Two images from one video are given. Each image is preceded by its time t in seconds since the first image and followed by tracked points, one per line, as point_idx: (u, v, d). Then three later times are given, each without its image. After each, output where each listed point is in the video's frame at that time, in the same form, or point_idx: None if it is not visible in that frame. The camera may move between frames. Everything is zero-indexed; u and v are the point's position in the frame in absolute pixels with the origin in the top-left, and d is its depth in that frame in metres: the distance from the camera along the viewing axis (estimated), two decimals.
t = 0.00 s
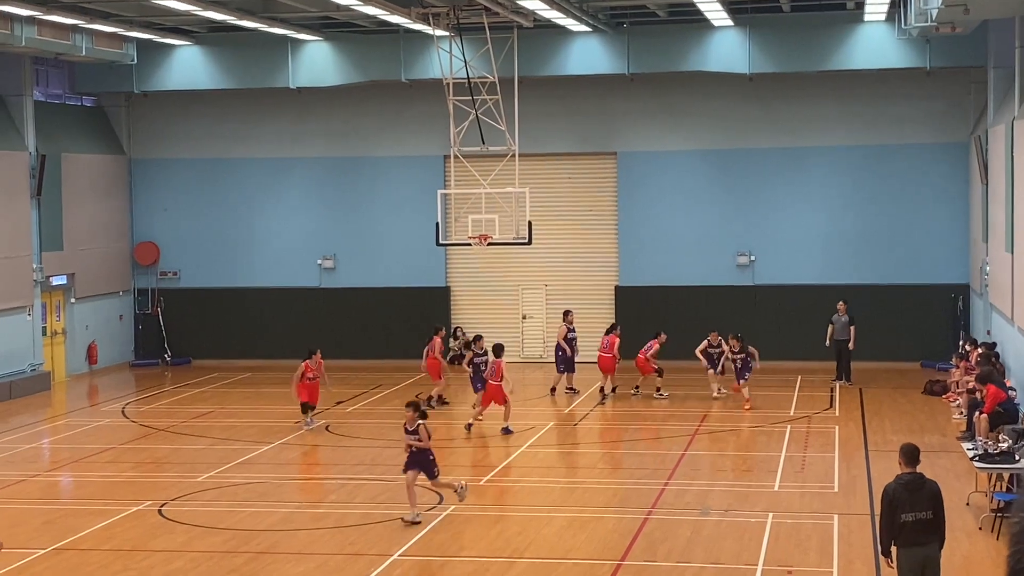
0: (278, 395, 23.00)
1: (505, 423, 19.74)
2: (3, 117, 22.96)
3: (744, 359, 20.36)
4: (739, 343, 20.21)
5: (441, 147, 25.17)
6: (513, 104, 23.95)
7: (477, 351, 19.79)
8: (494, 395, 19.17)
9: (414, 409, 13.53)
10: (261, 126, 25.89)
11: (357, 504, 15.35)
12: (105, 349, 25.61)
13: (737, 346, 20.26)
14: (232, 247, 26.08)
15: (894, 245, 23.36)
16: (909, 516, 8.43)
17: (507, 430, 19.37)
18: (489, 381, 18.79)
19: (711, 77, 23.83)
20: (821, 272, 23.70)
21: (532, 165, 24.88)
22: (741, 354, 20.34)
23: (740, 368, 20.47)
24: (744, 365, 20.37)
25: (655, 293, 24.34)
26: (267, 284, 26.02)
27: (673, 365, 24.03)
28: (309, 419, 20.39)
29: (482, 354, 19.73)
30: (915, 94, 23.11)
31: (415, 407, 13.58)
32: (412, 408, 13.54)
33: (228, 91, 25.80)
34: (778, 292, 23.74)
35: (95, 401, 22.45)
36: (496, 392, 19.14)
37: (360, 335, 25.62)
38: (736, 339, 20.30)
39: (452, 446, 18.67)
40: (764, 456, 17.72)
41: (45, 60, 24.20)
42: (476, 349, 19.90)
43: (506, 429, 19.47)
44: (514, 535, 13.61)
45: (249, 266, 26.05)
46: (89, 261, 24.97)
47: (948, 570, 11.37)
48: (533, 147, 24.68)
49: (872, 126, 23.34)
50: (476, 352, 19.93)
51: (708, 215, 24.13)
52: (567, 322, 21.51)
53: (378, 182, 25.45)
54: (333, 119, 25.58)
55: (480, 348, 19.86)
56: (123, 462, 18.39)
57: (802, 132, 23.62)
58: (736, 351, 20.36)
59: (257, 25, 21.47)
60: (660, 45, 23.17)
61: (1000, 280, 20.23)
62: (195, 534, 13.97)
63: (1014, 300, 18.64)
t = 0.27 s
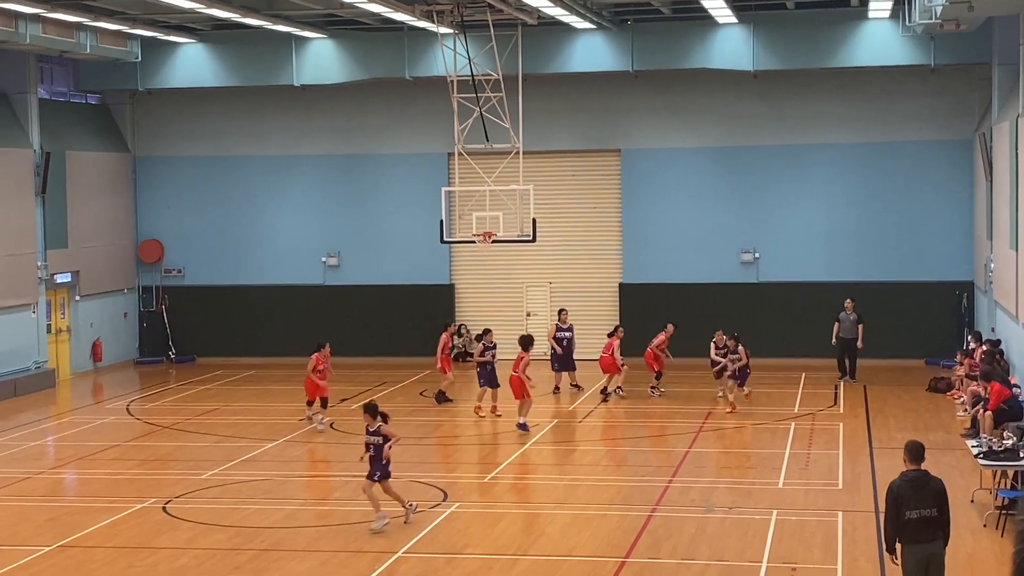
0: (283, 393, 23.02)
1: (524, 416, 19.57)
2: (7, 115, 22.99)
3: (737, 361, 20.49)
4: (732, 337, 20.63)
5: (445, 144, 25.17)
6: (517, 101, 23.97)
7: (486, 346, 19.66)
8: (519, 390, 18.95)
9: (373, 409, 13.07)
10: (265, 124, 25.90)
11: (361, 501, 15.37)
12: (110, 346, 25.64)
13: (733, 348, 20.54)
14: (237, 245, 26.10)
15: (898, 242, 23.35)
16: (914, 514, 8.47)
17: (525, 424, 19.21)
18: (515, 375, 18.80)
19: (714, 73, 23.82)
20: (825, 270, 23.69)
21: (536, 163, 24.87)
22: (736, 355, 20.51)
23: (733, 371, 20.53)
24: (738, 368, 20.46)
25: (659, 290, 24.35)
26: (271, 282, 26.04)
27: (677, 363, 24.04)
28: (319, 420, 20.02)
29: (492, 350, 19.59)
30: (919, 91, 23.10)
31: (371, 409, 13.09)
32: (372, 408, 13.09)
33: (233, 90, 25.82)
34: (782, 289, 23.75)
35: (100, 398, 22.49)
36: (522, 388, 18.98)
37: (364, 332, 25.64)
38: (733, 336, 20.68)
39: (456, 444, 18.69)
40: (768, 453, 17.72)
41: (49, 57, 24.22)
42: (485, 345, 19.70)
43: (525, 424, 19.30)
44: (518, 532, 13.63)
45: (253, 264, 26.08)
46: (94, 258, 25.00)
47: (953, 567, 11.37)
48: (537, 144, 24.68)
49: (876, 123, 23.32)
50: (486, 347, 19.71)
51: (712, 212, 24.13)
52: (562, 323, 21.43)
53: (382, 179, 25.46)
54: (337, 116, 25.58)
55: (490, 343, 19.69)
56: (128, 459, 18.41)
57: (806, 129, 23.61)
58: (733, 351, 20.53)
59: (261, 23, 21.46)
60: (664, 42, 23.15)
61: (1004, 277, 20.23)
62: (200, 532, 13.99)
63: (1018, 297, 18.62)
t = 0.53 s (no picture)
0: (289, 388, 23.03)
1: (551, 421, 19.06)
2: (13, 111, 23.03)
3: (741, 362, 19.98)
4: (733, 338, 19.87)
5: (450, 140, 25.16)
6: (523, 97, 23.94)
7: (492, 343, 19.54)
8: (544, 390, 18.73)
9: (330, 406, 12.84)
10: (270, 120, 25.90)
11: (367, 496, 15.37)
12: (116, 342, 25.67)
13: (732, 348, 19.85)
14: (242, 241, 26.11)
15: (905, 237, 23.30)
16: (920, 509, 8.40)
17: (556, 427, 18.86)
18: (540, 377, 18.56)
19: (720, 69, 23.78)
20: (832, 265, 23.65)
21: (542, 158, 24.84)
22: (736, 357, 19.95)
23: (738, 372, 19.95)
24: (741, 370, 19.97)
25: (665, 286, 24.33)
26: (277, 277, 26.05)
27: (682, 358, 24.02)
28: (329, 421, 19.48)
29: (498, 347, 19.46)
30: (925, 86, 23.05)
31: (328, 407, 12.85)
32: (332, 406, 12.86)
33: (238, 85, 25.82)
34: (789, 284, 23.71)
35: (106, 394, 22.52)
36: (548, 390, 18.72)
37: (369, 328, 25.65)
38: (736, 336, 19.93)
39: (462, 439, 18.68)
40: (774, 449, 17.69)
41: (55, 53, 24.25)
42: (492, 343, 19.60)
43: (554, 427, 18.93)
44: (524, 527, 13.62)
45: (259, 259, 26.08)
46: (100, 254, 25.03)
47: (960, 562, 11.35)
48: (542, 140, 24.65)
49: (882, 118, 23.27)
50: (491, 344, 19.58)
51: (718, 207, 24.09)
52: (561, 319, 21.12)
53: (387, 175, 25.45)
54: (342, 112, 25.57)
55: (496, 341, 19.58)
56: (134, 455, 18.43)
57: (812, 124, 23.56)
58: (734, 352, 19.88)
59: (266, 18, 21.46)
60: (670, 37, 23.11)
61: (1011, 273, 20.18)
62: (206, 527, 14.01)
63: None
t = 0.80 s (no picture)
0: (296, 382, 23.06)
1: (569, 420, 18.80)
2: (21, 105, 23.09)
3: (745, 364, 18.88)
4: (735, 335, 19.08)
5: (457, 134, 25.16)
6: (529, 91, 23.94)
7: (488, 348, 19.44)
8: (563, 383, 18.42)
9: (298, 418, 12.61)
10: (276, 114, 25.91)
11: (374, 490, 15.40)
12: (123, 336, 25.70)
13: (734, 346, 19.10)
14: (249, 235, 26.13)
15: (911, 232, 23.27)
16: (927, 502, 8.31)
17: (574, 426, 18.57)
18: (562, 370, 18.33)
19: (727, 62, 23.75)
20: (839, 259, 23.62)
21: (548, 153, 24.83)
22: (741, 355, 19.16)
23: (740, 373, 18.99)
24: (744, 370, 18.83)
25: (672, 279, 24.32)
26: (283, 272, 26.06)
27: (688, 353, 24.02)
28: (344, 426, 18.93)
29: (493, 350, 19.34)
30: (932, 79, 23.01)
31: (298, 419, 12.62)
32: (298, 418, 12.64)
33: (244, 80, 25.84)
34: (795, 278, 23.69)
35: (113, 388, 22.56)
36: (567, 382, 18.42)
37: (376, 322, 25.67)
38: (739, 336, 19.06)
39: (469, 433, 18.71)
40: (781, 443, 17.69)
41: (62, 47, 24.28)
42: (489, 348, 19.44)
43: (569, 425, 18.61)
44: (532, 521, 13.64)
45: (265, 254, 26.10)
46: (107, 248, 25.07)
47: (968, 557, 11.37)
48: (549, 134, 24.64)
49: (889, 112, 23.23)
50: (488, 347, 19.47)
51: (725, 201, 24.07)
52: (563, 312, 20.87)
53: (393, 169, 25.45)
54: (348, 106, 25.57)
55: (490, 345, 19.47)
56: (141, 449, 18.45)
57: (818, 118, 23.53)
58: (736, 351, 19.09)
59: (273, 13, 21.47)
60: (676, 31, 23.08)
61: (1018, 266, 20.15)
62: (214, 520, 14.04)
63: None
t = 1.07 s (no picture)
0: (304, 376, 23.12)
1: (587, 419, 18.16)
2: (29, 99, 23.15)
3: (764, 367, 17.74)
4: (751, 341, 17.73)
5: (464, 128, 25.15)
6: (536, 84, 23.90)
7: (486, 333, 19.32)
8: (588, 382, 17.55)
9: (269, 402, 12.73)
10: (284, 108, 25.93)
11: (382, 483, 15.42)
12: (131, 330, 25.77)
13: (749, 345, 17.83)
14: (257, 229, 26.15)
15: (920, 225, 23.22)
16: (935, 495, 8.32)
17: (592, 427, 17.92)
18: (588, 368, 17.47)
19: (734, 55, 23.70)
20: (846, 252, 23.57)
21: (555, 146, 24.81)
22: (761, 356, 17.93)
23: (755, 376, 17.75)
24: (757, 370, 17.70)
25: (680, 273, 24.29)
26: (291, 266, 26.09)
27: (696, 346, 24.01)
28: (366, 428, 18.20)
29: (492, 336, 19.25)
30: (940, 72, 22.94)
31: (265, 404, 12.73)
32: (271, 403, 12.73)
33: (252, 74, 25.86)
34: (803, 272, 23.65)
35: (121, 382, 22.62)
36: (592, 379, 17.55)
37: (384, 316, 25.70)
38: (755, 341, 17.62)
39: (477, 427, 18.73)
40: (789, 436, 17.67)
41: (70, 42, 24.31)
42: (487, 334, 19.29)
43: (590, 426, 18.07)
44: (540, 515, 13.66)
45: (273, 248, 26.13)
46: (116, 243, 25.13)
47: (976, 549, 11.36)
48: (556, 128, 24.62)
49: (897, 105, 23.16)
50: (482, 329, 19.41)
51: (732, 194, 24.02)
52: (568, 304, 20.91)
53: (400, 163, 25.46)
54: (356, 100, 25.58)
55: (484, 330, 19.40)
56: (150, 442, 18.51)
57: (826, 111, 23.47)
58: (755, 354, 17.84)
59: (280, 7, 21.47)
60: (684, 24, 23.03)
61: None
62: (222, 514, 14.09)
63: None
